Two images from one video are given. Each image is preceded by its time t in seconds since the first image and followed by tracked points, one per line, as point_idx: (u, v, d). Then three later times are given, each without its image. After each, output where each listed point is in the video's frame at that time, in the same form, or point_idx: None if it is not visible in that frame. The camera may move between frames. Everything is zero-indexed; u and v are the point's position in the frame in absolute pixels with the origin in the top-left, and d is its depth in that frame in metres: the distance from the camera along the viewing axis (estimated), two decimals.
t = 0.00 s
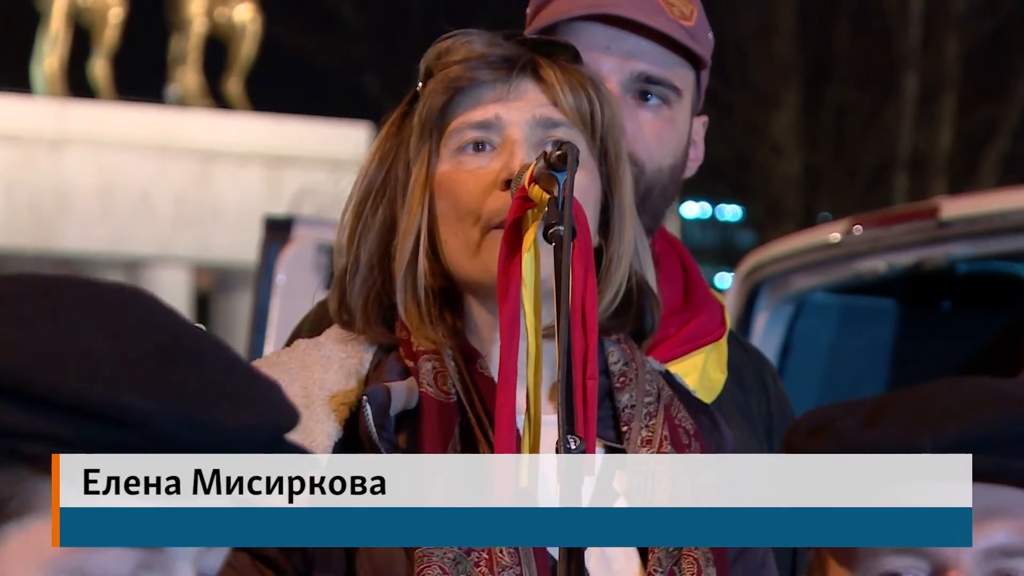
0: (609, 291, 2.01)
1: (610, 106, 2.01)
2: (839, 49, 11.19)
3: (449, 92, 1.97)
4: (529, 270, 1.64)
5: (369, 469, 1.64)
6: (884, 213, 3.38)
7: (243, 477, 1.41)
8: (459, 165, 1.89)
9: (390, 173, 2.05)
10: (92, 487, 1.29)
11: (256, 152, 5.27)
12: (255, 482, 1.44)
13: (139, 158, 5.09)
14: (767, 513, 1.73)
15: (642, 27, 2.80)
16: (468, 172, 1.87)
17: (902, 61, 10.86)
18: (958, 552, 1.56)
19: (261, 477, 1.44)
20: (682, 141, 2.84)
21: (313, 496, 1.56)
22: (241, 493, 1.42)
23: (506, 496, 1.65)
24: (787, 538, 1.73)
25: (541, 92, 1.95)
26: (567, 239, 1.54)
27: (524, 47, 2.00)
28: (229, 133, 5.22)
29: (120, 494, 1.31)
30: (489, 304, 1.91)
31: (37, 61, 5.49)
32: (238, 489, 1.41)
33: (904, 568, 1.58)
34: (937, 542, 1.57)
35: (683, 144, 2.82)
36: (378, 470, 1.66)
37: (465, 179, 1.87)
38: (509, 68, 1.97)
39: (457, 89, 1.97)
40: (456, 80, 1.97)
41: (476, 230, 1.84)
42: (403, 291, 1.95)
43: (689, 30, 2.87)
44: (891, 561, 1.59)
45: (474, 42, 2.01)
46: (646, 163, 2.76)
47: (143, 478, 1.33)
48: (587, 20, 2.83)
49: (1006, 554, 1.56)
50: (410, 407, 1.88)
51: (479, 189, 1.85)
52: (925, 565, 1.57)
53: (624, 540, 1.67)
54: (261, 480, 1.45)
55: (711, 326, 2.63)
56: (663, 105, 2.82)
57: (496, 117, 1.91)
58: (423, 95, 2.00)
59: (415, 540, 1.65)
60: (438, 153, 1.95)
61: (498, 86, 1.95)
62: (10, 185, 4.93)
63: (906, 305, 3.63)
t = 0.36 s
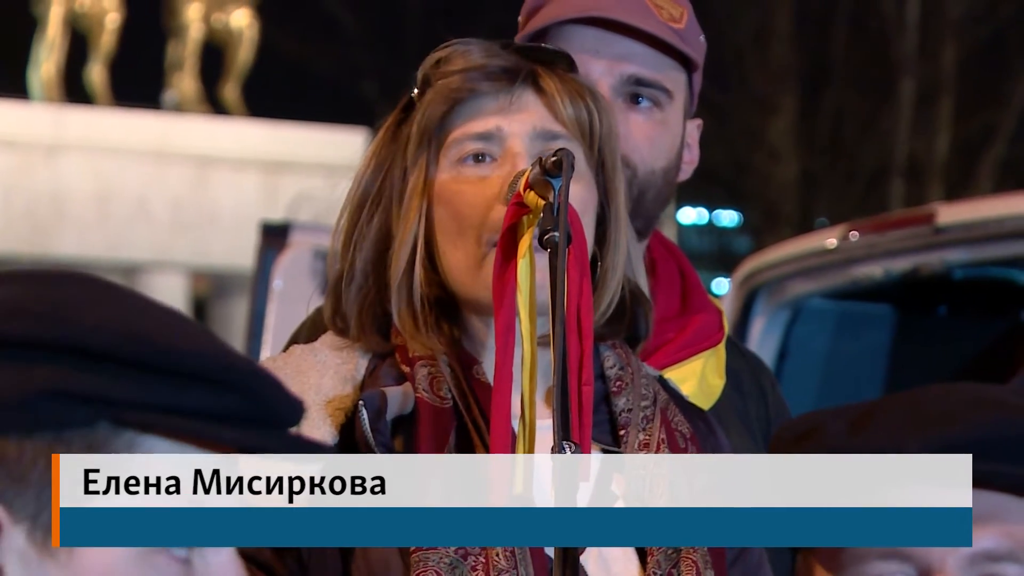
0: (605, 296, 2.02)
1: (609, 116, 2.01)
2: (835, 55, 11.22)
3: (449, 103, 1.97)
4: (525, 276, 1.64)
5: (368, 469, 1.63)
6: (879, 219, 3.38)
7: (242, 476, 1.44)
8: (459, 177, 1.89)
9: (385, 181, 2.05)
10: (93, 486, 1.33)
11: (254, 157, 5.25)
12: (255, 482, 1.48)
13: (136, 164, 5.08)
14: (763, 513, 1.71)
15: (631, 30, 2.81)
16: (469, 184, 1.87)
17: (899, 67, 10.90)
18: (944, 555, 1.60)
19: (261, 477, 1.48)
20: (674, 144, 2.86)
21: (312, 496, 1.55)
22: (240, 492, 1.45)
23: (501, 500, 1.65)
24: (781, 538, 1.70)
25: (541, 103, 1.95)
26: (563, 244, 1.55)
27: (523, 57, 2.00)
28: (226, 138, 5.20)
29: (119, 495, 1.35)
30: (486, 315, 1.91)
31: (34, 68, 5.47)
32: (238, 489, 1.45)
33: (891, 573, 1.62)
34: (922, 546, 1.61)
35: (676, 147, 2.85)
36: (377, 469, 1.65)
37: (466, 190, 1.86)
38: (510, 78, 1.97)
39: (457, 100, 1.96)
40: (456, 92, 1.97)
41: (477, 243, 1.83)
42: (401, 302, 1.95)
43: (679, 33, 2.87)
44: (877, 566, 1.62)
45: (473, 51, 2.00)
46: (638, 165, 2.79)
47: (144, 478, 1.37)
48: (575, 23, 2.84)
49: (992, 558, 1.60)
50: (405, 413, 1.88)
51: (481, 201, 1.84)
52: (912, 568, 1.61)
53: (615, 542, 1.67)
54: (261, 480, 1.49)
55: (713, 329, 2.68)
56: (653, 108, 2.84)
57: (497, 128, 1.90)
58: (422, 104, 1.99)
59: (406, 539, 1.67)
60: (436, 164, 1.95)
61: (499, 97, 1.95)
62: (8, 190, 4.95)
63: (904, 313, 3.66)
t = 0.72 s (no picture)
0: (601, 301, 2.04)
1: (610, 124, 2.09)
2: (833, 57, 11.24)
3: (498, 100, 1.96)
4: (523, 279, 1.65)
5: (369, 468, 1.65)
6: (875, 221, 3.38)
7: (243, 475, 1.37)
8: (507, 173, 1.88)
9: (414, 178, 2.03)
10: (91, 486, 1.20)
11: (252, 159, 5.22)
12: (255, 481, 1.41)
13: (135, 167, 5.05)
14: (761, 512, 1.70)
15: (627, 27, 2.84)
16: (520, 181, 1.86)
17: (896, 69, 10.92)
18: (939, 556, 1.57)
19: (260, 476, 1.42)
20: (671, 142, 2.87)
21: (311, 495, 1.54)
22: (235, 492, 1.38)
23: (497, 501, 1.66)
24: (778, 538, 1.71)
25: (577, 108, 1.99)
26: (560, 247, 1.55)
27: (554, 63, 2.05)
28: (223, 139, 5.17)
29: (119, 495, 1.22)
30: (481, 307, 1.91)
31: (31, 70, 5.47)
32: (235, 489, 1.38)
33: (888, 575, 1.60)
34: (917, 547, 1.58)
35: (673, 145, 2.86)
36: (377, 469, 1.66)
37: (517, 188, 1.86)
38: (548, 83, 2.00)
39: (502, 98, 1.97)
40: (501, 90, 1.97)
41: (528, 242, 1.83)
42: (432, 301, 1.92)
43: (674, 30, 2.90)
44: (873, 567, 1.61)
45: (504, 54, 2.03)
46: (635, 163, 2.78)
47: (144, 477, 1.25)
48: (571, 21, 2.86)
49: (988, 561, 1.57)
50: (405, 415, 1.87)
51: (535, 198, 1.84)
52: (907, 569, 1.58)
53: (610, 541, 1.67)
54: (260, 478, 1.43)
55: (710, 331, 2.71)
56: (650, 106, 2.85)
57: (545, 130, 1.92)
58: (461, 101, 1.98)
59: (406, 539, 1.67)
60: (478, 160, 1.93)
61: (544, 99, 1.98)
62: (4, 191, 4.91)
63: (900, 315, 3.66)
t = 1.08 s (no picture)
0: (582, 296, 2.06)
1: (570, 117, 2.10)
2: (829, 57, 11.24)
3: (415, 103, 2.03)
4: (521, 280, 1.66)
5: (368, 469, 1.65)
6: (872, 222, 3.39)
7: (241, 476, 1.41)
8: (429, 176, 1.95)
9: (349, 184, 2.09)
10: (92, 487, 1.18)
11: (248, 158, 5.19)
12: (255, 482, 1.46)
13: (129, 167, 5.01)
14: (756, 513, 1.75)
15: (625, 24, 2.89)
16: (440, 182, 1.93)
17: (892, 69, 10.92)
18: (942, 556, 1.55)
19: (260, 476, 1.45)
20: (671, 139, 2.93)
21: (311, 496, 1.56)
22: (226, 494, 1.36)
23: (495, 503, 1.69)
24: (777, 538, 1.74)
25: (507, 103, 2.03)
26: (559, 247, 1.55)
27: (486, 60, 2.09)
28: (219, 136, 5.14)
29: (119, 496, 1.20)
30: (466, 322, 1.94)
31: (28, 68, 5.42)
32: (236, 489, 1.40)
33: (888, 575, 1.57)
34: (918, 548, 1.56)
35: (671, 143, 2.92)
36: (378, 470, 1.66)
37: (437, 188, 1.92)
38: (474, 80, 2.05)
39: (423, 101, 2.03)
40: (421, 93, 2.04)
41: (449, 242, 1.89)
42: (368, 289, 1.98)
43: (671, 28, 2.95)
44: (875, 568, 1.57)
45: (434, 55, 2.08)
46: (634, 160, 2.86)
47: (144, 477, 1.22)
48: (572, 17, 2.93)
49: (988, 561, 1.56)
50: (382, 412, 1.93)
51: (453, 200, 1.90)
52: (908, 570, 1.56)
53: (598, 542, 1.70)
54: (259, 478, 1.46)
55: (706, 333, 2.76)
56: (648, 103, 2.91)
57: (464, 128, 1.98)
58: (387, 107, 2.06)
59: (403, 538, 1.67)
60: (402, 164, 2.00)
61: (466, 98, 2.03)
62: None
63: (897, 316, 3.67)
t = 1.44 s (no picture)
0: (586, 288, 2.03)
1: (569, 114, 2.11)
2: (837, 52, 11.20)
3: (413, 95, 2.04)
4: (529, 273, 1.66)
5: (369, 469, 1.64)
6: (880, 218, 3.37)
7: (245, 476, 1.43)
8: (426, 167, 1.97)
9: (348, 180, 2.10)
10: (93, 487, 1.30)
11: (256, 152, 4.75)
12: (256, 482, 1.48)
13: (136, 162, 4.56)
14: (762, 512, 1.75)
15: (641, 21, 2.92)
16: (437, 174, 1.95)
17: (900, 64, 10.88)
18: (952, 553, 1.58)
19: (260, 476, 1.48)
20: (685, 136, 2.96)
21: (311, 496, 1.55)
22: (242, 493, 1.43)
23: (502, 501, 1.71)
24: (785, 537, 1.74)
25: (506, 96, 2.04)
26: (566, 242, 1.56)
27: (485, 53, 2.10)
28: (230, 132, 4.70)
29: (118, 495, 1.32)
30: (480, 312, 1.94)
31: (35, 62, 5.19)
32: (237, 489, 1.42)
33: (899, 571, 1.60)
34: (930, 546, 1.59)
35: (685, 140, 2.95)
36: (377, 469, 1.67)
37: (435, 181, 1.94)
38: (473, 73, 2.06)
39: (422, 93, 2.04)
40: (420, 85, 2.05)
41: (450, 233, 1.91)
42: (371, 301, 1.99)
43: (687, 26, 2.97)
44: (886, 564, 1.60)
45: (434, 49, 2.09)
46: (649, 157, 2.89)
47: (144, 477, 1.33)
48: (587, 15, 2.95)
49: (1000, 557, 1.58)
50: (375, 409, 1.90)
51: (451, 191, 1.92)
52: (920, 567, 1.59)
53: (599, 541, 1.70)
54: (260, 479, 1.48)
55: (717, 326, 2.77)
56: (663, 101, 2.94)
57: (463, 120, 1.99)
58: (387, 101, 2.07)
59: (402, 537, 1.69)
60: (401, 157, 2.02)
61: (464, 90, 2.04)
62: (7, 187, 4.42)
63: (904, 311, 3.65)
